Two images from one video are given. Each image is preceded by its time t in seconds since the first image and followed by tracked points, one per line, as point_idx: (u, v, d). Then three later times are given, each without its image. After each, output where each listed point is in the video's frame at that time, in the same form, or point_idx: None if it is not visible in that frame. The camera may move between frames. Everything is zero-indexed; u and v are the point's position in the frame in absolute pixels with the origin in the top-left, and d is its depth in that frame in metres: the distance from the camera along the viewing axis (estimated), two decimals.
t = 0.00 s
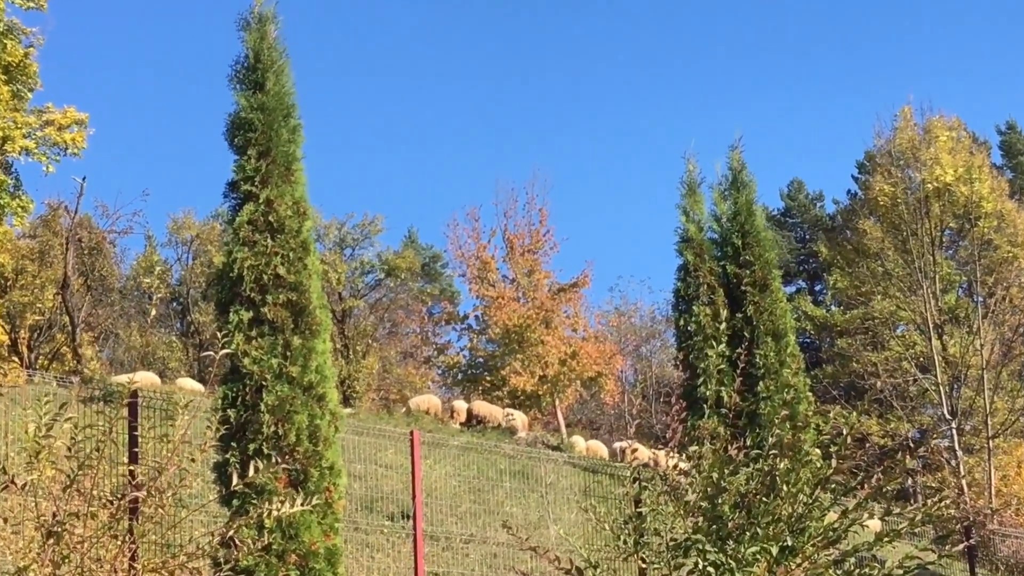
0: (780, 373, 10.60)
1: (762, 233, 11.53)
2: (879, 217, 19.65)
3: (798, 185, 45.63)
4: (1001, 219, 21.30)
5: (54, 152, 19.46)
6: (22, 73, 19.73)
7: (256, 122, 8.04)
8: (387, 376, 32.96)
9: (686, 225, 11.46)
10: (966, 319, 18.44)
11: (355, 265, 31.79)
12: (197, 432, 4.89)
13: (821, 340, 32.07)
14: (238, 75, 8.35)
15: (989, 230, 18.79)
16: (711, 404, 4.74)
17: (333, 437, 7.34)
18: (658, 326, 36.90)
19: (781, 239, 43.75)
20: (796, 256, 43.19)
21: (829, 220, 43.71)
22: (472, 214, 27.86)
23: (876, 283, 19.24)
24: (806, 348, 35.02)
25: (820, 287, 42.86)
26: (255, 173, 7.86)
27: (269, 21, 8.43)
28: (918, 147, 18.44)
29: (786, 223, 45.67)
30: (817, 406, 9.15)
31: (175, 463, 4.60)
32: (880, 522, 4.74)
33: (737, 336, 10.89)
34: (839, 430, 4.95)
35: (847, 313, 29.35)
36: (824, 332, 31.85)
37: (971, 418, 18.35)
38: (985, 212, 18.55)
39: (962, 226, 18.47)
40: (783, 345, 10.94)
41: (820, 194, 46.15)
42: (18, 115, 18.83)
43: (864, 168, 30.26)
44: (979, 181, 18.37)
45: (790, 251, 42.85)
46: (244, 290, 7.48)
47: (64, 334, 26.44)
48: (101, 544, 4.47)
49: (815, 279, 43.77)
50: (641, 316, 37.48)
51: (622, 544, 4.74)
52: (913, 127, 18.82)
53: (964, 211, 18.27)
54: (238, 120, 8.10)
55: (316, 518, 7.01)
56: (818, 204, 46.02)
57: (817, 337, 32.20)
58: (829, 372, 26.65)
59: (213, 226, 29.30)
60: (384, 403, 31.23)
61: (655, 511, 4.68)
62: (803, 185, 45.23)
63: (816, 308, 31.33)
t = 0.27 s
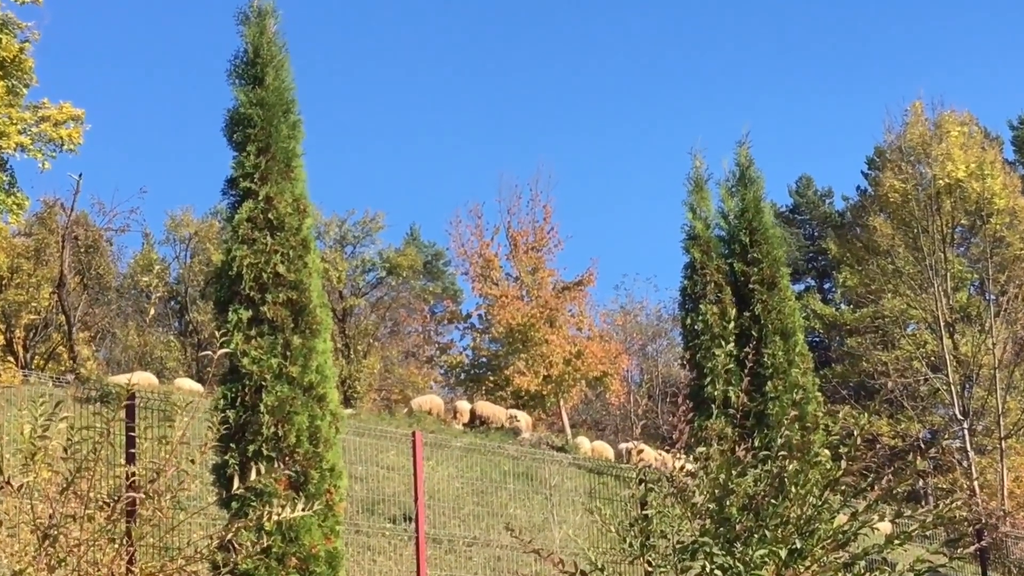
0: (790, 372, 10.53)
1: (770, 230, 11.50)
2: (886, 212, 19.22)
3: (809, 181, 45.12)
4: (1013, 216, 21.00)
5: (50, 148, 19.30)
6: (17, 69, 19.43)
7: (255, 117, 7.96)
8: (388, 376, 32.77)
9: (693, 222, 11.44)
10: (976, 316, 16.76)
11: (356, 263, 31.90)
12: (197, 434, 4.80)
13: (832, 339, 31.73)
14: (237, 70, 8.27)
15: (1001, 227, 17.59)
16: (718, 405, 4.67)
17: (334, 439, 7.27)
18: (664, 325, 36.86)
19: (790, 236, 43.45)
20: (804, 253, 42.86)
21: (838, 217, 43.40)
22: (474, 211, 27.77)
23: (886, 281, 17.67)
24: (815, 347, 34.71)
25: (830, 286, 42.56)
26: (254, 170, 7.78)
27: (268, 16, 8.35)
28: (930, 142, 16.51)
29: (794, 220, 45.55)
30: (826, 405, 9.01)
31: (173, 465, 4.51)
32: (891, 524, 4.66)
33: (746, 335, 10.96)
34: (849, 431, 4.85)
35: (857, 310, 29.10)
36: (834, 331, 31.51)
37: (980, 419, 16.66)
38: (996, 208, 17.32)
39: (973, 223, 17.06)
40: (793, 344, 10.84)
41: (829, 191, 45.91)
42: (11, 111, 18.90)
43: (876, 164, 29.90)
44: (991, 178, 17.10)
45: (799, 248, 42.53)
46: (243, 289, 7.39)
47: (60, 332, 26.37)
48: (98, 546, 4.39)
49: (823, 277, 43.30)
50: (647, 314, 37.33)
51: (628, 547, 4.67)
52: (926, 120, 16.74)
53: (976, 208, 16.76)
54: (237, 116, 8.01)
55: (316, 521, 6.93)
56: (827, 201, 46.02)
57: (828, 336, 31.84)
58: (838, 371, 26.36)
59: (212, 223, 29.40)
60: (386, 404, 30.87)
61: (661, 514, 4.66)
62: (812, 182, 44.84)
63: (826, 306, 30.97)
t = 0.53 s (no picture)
0: (801, 369, 10.38)
1: (781, 223, 11.24)
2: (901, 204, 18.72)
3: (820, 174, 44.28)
4: None
5: (40, 138, 19.09)
6: (6, 57, 19.36)
7: (251, 106, 7.84)
8: (388, 373, 32.35)
9: (702, 214, 11.21)
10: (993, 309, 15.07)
11: (354, 256, 31.84)
12: (190, 433, 4.66)
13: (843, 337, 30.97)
14: (232, 59, 8.14)
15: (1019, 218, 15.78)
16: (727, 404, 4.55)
17: (331, 438, 7.14)
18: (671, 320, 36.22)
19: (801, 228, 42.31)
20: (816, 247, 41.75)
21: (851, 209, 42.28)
22: (477, 204, 27.43)
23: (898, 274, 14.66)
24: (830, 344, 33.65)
25: (842, 281, 41.18)
26: (249, 161, 7.66)
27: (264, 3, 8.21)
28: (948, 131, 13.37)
29: (805, 213, 44.49)
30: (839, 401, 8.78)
31: (167, 463, 4.37)
32: (906, 527, 4.52)
33: (755, 329, 10.77)
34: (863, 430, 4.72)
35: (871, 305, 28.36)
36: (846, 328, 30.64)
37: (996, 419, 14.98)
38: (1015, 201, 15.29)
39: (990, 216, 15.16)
40: (804, 340, 10.65)
41: (842, 182, 44.79)
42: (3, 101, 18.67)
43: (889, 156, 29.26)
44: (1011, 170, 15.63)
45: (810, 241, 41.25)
46: (238, 283, 7.27)
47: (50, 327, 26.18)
48: (88, 549, 4.24)
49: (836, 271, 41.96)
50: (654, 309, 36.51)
51: (635, 549, 4.53)
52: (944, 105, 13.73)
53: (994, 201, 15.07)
54: (232, 106, 7.90)
55: (314, 522, 6.81)
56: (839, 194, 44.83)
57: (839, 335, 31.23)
58: (851, 369, 25.05)
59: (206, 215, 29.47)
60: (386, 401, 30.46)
61: (669, 515, 4.50)
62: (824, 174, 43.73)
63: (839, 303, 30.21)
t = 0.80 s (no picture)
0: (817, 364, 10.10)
1: (795, 211, 10.96)
2: (920, 191, 18.07)
3: (838, 157, 40.17)
4: None
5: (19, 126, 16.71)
6: None
7: (242, 89, 7.67)
8: (385, 368, 31.80)
9: (715, 202, 10.86)
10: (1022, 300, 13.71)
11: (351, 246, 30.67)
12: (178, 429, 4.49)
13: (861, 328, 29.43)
14: (223, 40, 7.96)
15: None
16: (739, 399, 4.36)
17: (326, 435, 6.96)
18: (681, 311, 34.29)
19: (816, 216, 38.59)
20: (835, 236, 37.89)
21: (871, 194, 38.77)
22: (478, 192, 26.73)
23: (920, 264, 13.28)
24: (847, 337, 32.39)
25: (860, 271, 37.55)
26: (241, 146, 7.49)
27: None
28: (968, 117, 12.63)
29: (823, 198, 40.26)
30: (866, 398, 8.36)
31: (153, 460, 4.18)
32: (925, 528, 4.34)
33: (768, 323, 10.48)
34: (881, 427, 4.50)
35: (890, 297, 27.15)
36: (863, 319, 28.89)
37: None
38: None
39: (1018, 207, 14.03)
40: (819, 334, 10.38)
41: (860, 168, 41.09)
42: None
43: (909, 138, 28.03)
44: None
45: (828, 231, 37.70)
46: (229, 274, 7.10)
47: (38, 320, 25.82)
48: (73, 550, 4.05)
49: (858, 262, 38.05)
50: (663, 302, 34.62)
51: (643, 552, 4.34)
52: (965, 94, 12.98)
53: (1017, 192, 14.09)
54: (222, 89, 7.72)
55: (307, 523, 6.66)
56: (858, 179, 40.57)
57: (855, 327, 30.20)
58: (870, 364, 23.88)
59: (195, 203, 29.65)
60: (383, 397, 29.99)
61: (678, 516, 4.31)
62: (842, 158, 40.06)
63: (856, 293, 28.75)
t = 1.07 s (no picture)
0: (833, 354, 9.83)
1: (811, 195, 10.65)
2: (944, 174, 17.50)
3: (855, 139, 38.96)
4: None
5: None
6: None
7: (230, 68, 7.47)
8: (381, 360, 31.49)
9: (725, 187, 10.70)
10: None
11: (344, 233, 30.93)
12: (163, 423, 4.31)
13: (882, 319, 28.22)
14: (211, 17, 7.76)
15: None
16: (751, 392, 4.15)
17: (319, 430, 6.81)
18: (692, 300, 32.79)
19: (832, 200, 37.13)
20: (851, 222, 36.70)
21: (891, 178, 37.19)
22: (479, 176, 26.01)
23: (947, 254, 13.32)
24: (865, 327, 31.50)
25: (878, 258, 36.41)
26: (229, 128, 7.31)
27: None
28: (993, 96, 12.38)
29: (839, 181, 38.94)
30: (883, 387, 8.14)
31: (137, 456, 3.98)
32: (947, 527, 4.12)
33: (782, 312, 10.18)
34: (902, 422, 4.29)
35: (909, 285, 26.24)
36: (881, 309, 27.42)
37: None
38: None
39: None
40: (835, 324, 10.06)
41: (879, 149, 39.51)
42: None
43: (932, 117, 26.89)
44: None
45: (842, 216, 36.15)
46: (216, 262, 6.94)
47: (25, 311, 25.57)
48: (55, 551, 3.87)
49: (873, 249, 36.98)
50: (673, 288, 33.38)
51: (650, 552, 4.15)
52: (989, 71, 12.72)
53: None
54: (210, 67, 7.52)
55: (299, 523, 6.53)
56: (877, 161, 39.25)
57: (872, 316, 29.25)
58: (888, 356, 23.22)
59: (180, 188, 29.91)
60: (380, 390, 29.70)
61: (688, 515, 4.12)
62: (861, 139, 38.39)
63: (874, 281, 27.58)
